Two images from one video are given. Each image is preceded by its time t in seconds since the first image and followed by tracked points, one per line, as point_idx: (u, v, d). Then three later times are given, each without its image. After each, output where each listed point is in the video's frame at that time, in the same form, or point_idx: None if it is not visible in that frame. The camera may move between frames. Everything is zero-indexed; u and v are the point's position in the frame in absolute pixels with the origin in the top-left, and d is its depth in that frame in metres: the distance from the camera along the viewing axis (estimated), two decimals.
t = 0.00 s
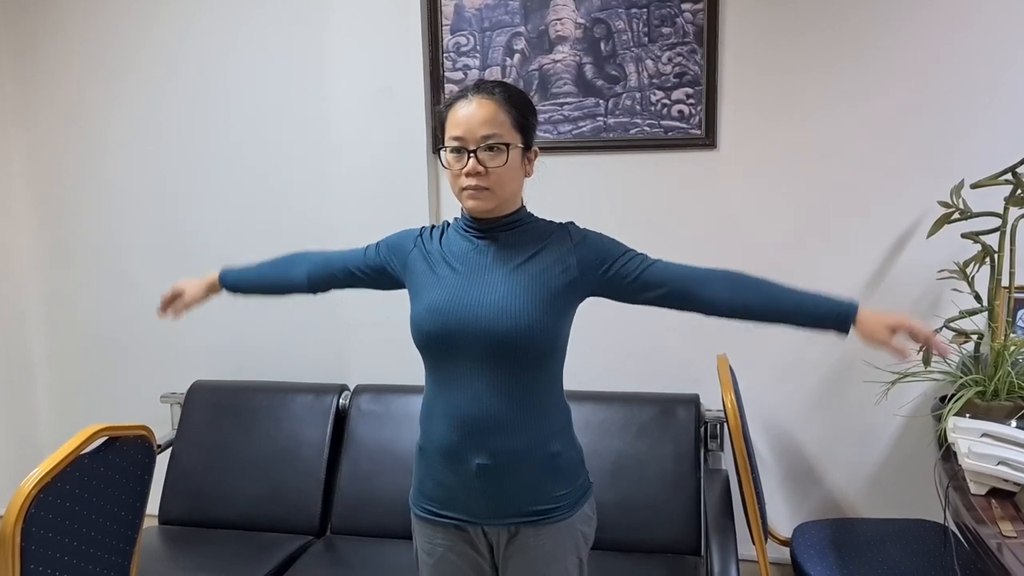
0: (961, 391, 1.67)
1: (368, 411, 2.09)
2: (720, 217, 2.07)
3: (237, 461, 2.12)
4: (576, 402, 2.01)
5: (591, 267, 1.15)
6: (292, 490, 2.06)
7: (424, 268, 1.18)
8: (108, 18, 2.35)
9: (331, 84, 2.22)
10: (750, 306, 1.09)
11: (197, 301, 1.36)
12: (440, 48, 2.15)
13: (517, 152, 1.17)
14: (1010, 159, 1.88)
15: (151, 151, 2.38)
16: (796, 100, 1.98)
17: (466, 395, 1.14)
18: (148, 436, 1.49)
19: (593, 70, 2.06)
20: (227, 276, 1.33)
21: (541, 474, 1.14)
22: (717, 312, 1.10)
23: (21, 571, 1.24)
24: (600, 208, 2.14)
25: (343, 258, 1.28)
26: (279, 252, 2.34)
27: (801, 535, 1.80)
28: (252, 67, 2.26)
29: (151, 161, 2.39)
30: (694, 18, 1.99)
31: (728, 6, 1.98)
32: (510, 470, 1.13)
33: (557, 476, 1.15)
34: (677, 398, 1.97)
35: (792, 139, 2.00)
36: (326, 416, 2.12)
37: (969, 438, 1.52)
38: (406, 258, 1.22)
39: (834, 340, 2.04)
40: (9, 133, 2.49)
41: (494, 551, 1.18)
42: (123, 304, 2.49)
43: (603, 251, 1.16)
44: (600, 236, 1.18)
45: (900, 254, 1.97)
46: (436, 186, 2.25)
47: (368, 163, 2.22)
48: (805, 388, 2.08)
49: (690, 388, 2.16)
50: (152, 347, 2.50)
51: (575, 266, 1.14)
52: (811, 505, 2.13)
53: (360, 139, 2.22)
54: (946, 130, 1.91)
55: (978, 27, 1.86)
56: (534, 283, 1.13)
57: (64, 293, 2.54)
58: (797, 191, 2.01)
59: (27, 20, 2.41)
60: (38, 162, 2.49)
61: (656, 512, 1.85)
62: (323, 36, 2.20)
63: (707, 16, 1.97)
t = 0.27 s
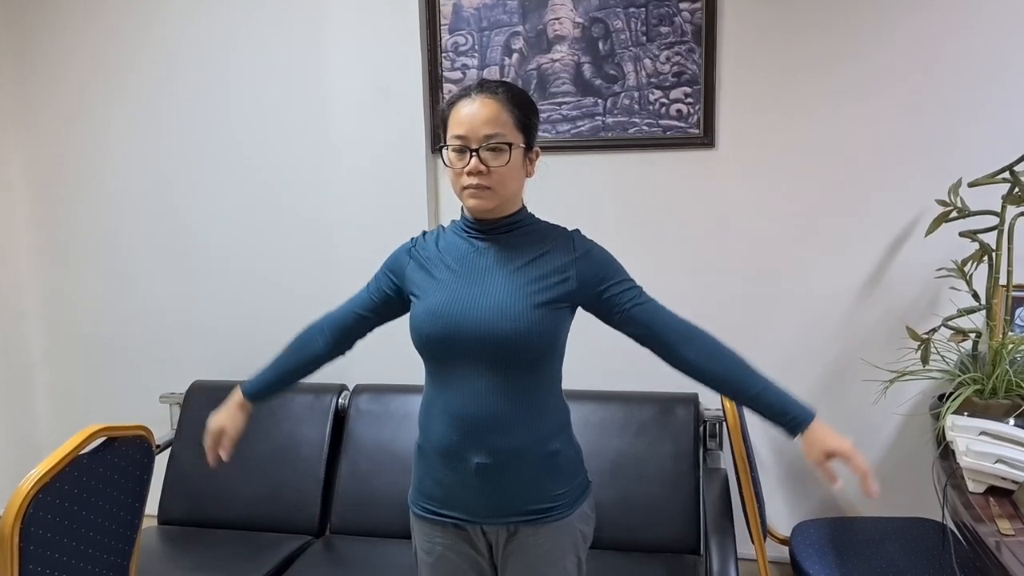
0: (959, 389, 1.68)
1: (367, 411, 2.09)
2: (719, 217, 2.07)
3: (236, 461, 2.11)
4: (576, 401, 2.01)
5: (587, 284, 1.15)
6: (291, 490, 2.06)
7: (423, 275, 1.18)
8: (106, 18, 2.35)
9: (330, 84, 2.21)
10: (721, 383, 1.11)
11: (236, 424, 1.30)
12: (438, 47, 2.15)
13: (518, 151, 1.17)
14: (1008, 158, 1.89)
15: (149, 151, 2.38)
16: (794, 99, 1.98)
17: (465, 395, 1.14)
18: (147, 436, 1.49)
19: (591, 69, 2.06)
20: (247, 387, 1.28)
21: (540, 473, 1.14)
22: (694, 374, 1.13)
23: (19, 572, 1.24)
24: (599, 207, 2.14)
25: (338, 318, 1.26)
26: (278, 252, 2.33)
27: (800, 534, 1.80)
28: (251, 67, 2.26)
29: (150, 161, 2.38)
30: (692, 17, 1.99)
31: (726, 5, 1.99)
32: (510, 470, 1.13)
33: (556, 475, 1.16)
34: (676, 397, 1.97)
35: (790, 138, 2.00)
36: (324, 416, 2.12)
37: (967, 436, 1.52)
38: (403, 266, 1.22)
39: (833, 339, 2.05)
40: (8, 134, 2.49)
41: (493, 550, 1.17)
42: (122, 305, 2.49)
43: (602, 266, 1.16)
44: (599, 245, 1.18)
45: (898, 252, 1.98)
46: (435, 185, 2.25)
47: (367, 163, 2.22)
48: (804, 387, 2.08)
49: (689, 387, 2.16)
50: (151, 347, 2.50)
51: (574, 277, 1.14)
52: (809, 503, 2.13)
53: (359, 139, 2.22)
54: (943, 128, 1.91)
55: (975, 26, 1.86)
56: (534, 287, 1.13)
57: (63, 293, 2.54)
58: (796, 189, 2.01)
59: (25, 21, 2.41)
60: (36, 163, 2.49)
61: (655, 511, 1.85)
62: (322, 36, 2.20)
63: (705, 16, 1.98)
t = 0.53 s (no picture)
0: (957, 388, 1.68)
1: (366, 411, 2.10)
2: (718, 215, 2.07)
3: (236, 461, 2.12)
4: (575, 400, 2.01)
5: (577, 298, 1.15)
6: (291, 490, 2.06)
7: (421, 281, 1.18)
8: (106, 18, 2.35)
9: (328, 84, 2.22)
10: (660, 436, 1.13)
11: (304, 503, 1.28)
12: (437, 47, 2.15)
13: (517, 151, 1.17)
14: (1005, 157, 1.89)
15: (148, 152, 2.38)
16: (792, 99, 1.99)
17: (465, 395, 1.14)
18: (145, 436, 1.49)
19: (589, 69, 2.06)
20: (297, 462, 1.28)
21: (540, 473, 1.14)
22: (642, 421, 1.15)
23: (18, 573, 1.24)
24: (597, 207, 2.15)
25: (344, 392, 1.26)
26: (277, 251, 2.34)
27: (799, 533, 1.80)
28: (249, 67, 2.26)
29: (149, 161, 2.39)
30: (690, 17, 1.99)
31: (723, 4, 1.99)
32: (509, 470, 1.13)
33: (556, 474, 1.16)
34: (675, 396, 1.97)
35: (788, 137, 2.00)
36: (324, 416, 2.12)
37: (965, 434, 1.53)
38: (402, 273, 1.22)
39: (831, 338, 2.05)
40: (7, 135, 2.49)
41: (493, 550, 1.18)
42: (121, 305, 2.49)
43: (597, 279, 1.16)
44: (597, 253, 1.18)
45: (896, 251, 1.98)
46: (433, 185, 2.25)
47: (366, 164, 2.23)
48: (802, 386, 2.09)
49: (688, 386, 2.17)
50: (150, 347, 2.50)
51: (570, 282, 1.14)
52: (808, 502, 2.13)
53: (357, 139, 2.22)
54: (941, 128, 1.91)
55: (972, 25, 1.86)
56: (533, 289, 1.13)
57: (62, 294, 2.54)
58: (794, 189, 2.02)
59: (24, 22, 2.41)
60: (35, 163, 2.49)
61: (654, 510, 1.86)
62: (320, 37, 2.20)
63: (703, 15, 1.98)
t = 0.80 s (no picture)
0: (957, 387, 1.68)
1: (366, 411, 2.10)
2: (719, 214, 2.07)
3: (236, 461, 2.12)
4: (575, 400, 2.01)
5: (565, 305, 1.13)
6: (291, 489, 2.06)
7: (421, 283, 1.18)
8: (105, 19, 2.35)
9: (327, 84, 2.22)
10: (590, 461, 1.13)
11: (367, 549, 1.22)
12: (436, 47, 2.16)
13: (518, 151, 1.17)
14: (1005, 156, 1.89)
15: (148, 152, 2.38)
16: (791, 98, 1.99)
17: (466, 395, 1.14)
18: (146, 436, 1.49)
19: (589, 68, 2.06)
20: (344, 505, 1.21)
21: (540, 472, 1.14)
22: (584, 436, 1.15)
23: (18, 573, 1.24)
24: (597, 206, 2.15)
25: (369, 417, 1.24)
26: (277, 251, 2.34)
27: (799, 533, 1.80)
28: (248, 67, 2.26)
29: (149, 162, 2.39)
30: (690, 16, 1.99)
31: (722, 3, 1.99)
32: (510, 470, 1.13)
33: (556, 474, 1.16)
34: (675, 396, 1.97)
35: (787, 136, 2.00)
36: (324, 416, 2.12)
37: (964, 433, 1.53)
38: (403, 275, 1.21)
39: (831, 337, 2.05)
40: (6, 135, 2.49)
41: (493, 550, 1.17)
42: (121, 305, 2.49)
43: (593, 286, 1.13)
44: (596, 256, 1.16)
45: (896, 250, 1.98)
46: (433, 185, 2.25)
47: (365, 164, 2.23)
48: (802, 385, 2.09)
49: (688, 385, 2.17)
50: (150, 347, 2.50)
51: (568, 281, 1.13)
52: (808, 502, 2.13)
53: (357, 139, 2.22)
54: (941, 127, 1.92)
55: (971, 25, 1.86)
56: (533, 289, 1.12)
57: (62, 294, 2.54)
58: (794, 188, 2.02)
59: (24, 22, 2.41)
60: (35, 163, 2.49)
61: (654, 510, 1.86)
62: (319, 37, 2.20)
63: (702, 15, 1.98)
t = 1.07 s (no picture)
0: (958, 386, 1.68)
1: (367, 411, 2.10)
2: (720, 213, 2.07)
3: (236, 460, 2.12)
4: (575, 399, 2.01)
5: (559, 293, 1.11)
6: (291, 489, 2.06)
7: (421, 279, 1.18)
8: (105, 18, 2.34)
9: (327, 83, 2.21)
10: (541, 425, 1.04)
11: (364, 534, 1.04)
12: (437, 46, 2.15)
13: (520, 151, 1.17)
14: (1005, 155, 1.89)
15: (148, 151, 2.38)
16: (792, 97, 1.98)
17: (466, 395, 1.14)
18: (146, 436, 1.49)
19: (589, 67, 2.06)
20: (334, 479, 1.05)
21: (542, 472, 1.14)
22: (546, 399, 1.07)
23: (19, 573, 1.24)
24: (598, 205, 2.15)
25: (370, 390, 1.13)
26: (277, 250, 2.33)
27: (800, 532, 1.80)
28: (248, 67, 2.26)
29: (149, 161, 2.38)
30: (690, 15, 1.99)
31: (722, 2, 1.99)
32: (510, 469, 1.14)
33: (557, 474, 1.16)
34: (676, 395, 1.97)
35: (788, 135, 2.00)
36: (324, 416, 2.12)
37: (965, 433, 1.53)
38: (405, 267, 1.20)
39: (832, 336, 2.05)
40: (6, 135, 2.49)
41: (493, 549, 1.18)
42: (121, 305, 2.49)
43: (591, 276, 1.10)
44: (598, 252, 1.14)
45: (896, 249, 1.98)
46: (433, 184, 2.25)
47: (365, 163, 2.23)
48: (803, 384, 2.09)
49: (688, 384, 2.17)
50: (151, 347, 2.50)
51: (561, 270, 1.11)
52: (809, 501, 2.13)
53: (357, 138, 2.22)
54: (942, 126, 1.91)
55: (972, 23, 1.86)
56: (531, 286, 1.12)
57: (62, 294, 2.54)
58: (794, 187, 2.02)
59: (24, 21, 2.41)
60: (35, 163, 2.48)
61: (655, 509, 1.86)
62: (319, 36, 2.20)
63: (702, 14, 1.98)
